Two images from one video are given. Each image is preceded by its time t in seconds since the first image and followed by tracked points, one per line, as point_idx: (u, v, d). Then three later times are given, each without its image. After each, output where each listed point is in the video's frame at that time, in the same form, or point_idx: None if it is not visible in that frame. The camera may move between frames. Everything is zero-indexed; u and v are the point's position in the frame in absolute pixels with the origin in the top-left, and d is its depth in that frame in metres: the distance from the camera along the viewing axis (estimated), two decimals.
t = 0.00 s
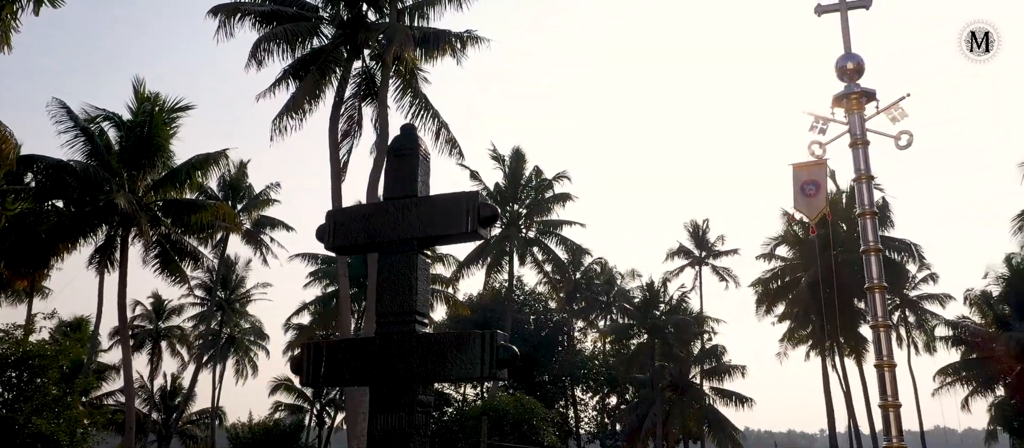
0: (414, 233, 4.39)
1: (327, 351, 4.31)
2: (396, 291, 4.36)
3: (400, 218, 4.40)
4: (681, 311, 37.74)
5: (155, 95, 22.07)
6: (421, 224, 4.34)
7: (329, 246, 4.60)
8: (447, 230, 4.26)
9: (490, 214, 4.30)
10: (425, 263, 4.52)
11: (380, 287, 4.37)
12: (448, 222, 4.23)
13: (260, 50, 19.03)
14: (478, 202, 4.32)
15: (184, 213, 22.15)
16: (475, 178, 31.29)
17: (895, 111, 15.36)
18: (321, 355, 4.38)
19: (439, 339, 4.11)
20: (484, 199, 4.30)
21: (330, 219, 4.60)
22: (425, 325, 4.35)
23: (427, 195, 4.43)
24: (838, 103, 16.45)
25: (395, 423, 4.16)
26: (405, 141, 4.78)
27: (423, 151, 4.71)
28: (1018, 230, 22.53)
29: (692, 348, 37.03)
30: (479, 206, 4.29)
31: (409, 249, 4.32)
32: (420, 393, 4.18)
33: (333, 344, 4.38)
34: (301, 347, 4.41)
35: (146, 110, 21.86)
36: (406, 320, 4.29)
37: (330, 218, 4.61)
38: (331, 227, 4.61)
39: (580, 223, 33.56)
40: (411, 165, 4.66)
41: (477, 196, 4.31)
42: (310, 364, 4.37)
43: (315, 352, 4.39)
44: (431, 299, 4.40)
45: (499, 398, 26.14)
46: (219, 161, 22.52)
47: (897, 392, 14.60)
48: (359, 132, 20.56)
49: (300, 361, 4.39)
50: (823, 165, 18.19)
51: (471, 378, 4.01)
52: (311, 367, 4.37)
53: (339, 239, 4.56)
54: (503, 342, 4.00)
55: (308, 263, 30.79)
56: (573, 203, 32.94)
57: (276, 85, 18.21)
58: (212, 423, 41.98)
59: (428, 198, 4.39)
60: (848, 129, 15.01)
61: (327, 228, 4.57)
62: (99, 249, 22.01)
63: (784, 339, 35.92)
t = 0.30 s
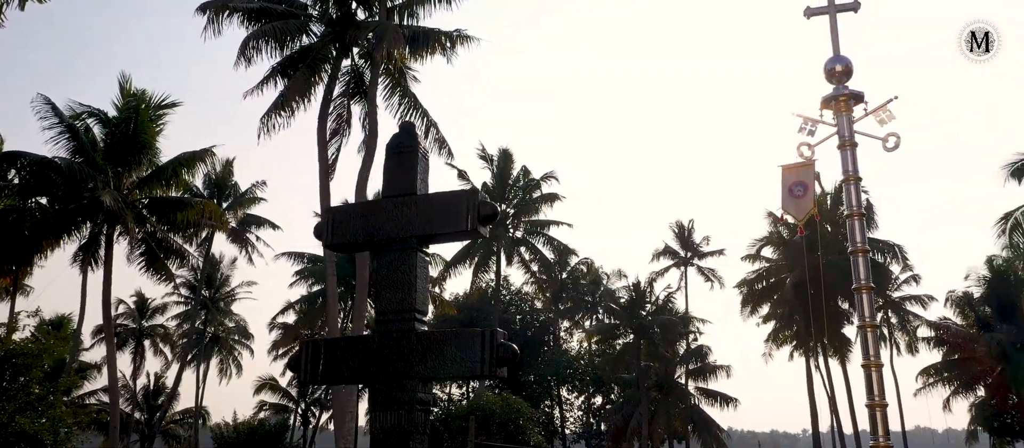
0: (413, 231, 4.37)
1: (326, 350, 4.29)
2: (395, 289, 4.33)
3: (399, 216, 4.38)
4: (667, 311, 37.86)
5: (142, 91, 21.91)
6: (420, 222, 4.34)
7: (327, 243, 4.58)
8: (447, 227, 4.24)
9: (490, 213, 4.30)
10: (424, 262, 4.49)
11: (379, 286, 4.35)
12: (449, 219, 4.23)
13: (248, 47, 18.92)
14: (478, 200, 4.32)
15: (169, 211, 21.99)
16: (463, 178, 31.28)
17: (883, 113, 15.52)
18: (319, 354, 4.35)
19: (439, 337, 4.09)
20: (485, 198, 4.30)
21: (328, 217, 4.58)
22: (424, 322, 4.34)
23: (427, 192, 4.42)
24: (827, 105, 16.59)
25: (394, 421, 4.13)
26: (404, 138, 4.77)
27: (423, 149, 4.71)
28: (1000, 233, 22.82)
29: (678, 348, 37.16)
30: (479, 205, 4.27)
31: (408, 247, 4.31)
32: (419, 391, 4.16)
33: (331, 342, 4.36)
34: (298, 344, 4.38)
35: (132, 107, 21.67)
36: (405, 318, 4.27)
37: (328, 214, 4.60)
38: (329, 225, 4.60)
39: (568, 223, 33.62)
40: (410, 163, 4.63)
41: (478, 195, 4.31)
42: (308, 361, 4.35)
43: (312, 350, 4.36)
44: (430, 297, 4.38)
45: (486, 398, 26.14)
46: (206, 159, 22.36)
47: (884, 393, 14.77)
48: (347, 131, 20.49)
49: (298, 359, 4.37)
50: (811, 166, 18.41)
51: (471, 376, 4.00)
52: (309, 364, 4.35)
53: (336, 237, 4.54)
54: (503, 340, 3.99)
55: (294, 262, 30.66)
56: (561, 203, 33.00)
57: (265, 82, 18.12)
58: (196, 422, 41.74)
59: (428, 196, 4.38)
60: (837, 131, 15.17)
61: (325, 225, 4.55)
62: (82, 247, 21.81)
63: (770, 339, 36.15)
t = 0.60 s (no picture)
0: (413, 230, 4.40)
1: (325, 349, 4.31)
2: (396, 288, 4.35)
3: (399, 215, 4.40)
4: (654, 311, 37.96)
5: (129, 88, 21.73)
6: (421, 221, 4.36)
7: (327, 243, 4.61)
8: (448, 226, 4.26)
9: (490, 213, 4.33)
10: (424, 261, 4.51)
11: (380, 285, 4.37)
12: (449, 220, 4.26)
13: (237, 44, 18.81)
14: (478, 200, 4.35)
15: (156, 209, 21.83)
16: (451, 177, 31.24)
17: (872, 115, 15.66)
18: (319, 354, 4.37)
19: (439, 337, 4.10)
20: (485, 198, 4.33)
21: (329, 216, 4.61)
22: (424, 322, 4.34)
23: (427, 192, 4.45)
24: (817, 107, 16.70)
25: (394, 421, 4.15)
26: (405, 138, 4.79)
27: (423, 150, 4.74)
28: (983, 235, 23.05)
29: (664, 347, 37.27)
30: (479, 204, 4.30)
31: (408, 246, 4.33)
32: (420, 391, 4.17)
33: (331, 342, 4.37)
34: (298, 343, 4.40)
35: (118, 103, 21.47)
36: (405, 317, 4.28)
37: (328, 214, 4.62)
38: (330, 224, 4.62)
39: (555, 223, 33.65)
40: (410, 162, 4.66)
41: (478, 195, 4.35)
42: (307, 360, 4.38)
43: (312, 349, 4.39)
44: (430, 297, 4.40)
45: (473, 397, 26.11)
46: (193, 156, 22.14)
47: (872, 392, 14.92)
48: (337, 129, 20.40)
49: (298, 358, 4.40)
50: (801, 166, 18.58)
51: (471, 376, 4.00)
52: (308, 364, 4.37)
53: (336, 235, 4.57)
54: (504, 340, 3.99)
55: (280, 261, 30.51)
56: (549, 202, 33.02)
57: (254, 80, 18.03)
58: (180, 422, 41.47)
59: (429, 196, 4.41)
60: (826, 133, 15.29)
61: (325, 225, 4.57)
62: (67, 244, 21.64)
63: (756, 339, 36.34)
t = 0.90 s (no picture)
0: (414, 228, 4.40)
1: (326, 348, 4.31)
2: (396, 287, 4.35)
3: (401, 213, 4.40)
4: (641, 310, 38.05)
5: (115, 84, 21.56)
6: (421, 220, 4.37)
7: (327, 241, 4.61)
8: (450, 226, 4.28)
9: (492, 212, 4.34)
10: (426, 259, 4.51)
11: (380, 283, 4.37)
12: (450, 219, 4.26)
13: (226, 41, 18.69)
14: (479, 200, 4.36)
15: (143, 206, 21.70)
16: (440, 176, 31.20)
17: (861, 117, 15.79)
18: (320, 354, 4.37)
19: (440, 337, 4.11)
20: (487, 198, 4.35)
21: (329, 214, 4.60)
22: (425, 321, 4.34)
23: (428, 191, 4.46)
24: (807, 108, 16.82)
25: (396, 420, 4.16)
26: (406, 137, 4.80)
27: (424, 149, 4.75)
28: (966, 236, 23.30)
29: (651, 347, 37.36)
30: (481, 204, 4.32)
31: (409, 244, 4.33)
32: (421, 390, 4.17)
33: (330, 341, 4.38)
34: (298, 342, 4.41)
35: (105, 99, 21.27)
36: (406, 316, 4.28)
37: (328, 212, 4.62)
38: (329, 222, 4.62)
39: (543, 222, 33.67)
40: (411, 160, 4.65)
41: (480, 194, 4.36)
42: (307, 359, 4.38)
43: (312, 349, 4.40)
44: (431, 296, 4.40)
45: (461, 397, 26.11)
46: (180, 153, 21.99)
47: (861, 392, 15.08)
48: (326, 127, 20.31)
49: (297, 357, 4.40)
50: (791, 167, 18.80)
51: (473, 375, 4.00)
52: (308, 363, 4.38)
53: (336, 233, 4.57)
54: (506, 340, 4.00)
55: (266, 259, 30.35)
56: (537, 202, 33.03)
57: (243, 77, 17.92)
58: (165, 420, 41.22)
59: (430, 194, 4.42)
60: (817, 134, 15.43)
61: (325, 223, 4.58)
62: (52, 241, 21.47)
63: (742, 339, 36.54)
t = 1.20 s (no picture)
0: (414, 227, 4.46)
1: (328, 348, 4.36)
2: (397, 286, 4.40)
3: (403, 213, 4.45)
4: (628, 309, 38.13)
5: (102, 80, 21.38)
6: (421, 219, 4.42)
7: (326, 239, 4.66)
8: (452, 225, 4.34)
9: (492, 212, 4.40)
10: (426, 257, 4.56)
11: (381, 282, 4.41)
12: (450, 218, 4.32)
13: (215, 37, 18.58)
14: (480, 199, 4.42)
15: (130, 203, 21.52)
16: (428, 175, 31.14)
17: (851, 119, 15.89)
18: (320, 354, 4.41)
19: (441, 337, 4.17)
20: (486, 197, 4.41)
21: (329, 212, 4.64)
22: (425, 320, 4.41)
23: (429, 189, 4.52)
24: (797, 109, 16.92)
25: (397, 419, 4.22)
26: (405, 136, 4.85)
27: (423, 148, 4.81)
28: (951, 238, 23.54)
29: (638, 346, 37.41)
30: (483, 203, 4.39)
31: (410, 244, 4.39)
32: (422, 389, 4.23)
33: (330, 341, 4.42)
34: (298, 342, 4.45)
35: (91, 95, 21.08)
36: (406, 316, 4.34)
37: (328, 210, 4.66)
38: (330, 220, 4.65)
39: (530, 222, 33.65)
40: (411, 159, 4.70)
41: (480, 193, 4.42)
42: (307, 360, 4.43)
43: (311, 349, 4.44)
44: (431, 295, 4.46)
45: (449, 396, 26.10)
46: (168, 150, 21.82)
47: (850, 391, 15.20)
48: (316, 125, 20.22)
49: (298, 358, 4.44)
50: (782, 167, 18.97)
51: (474, 374, 4.07)
52: (308, 363, 4.42)
53: (336, 231, 4.62)
54: (506, 339, 4.07)
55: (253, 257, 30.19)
56: (525, 201, 33.02)
57: (232, 74, 17.82)
58: (149, 419, 40.94)
59: (430, 194, 4.47)
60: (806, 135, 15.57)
61: (325, 221, 4.62)
62: (36, 238, 21.26)
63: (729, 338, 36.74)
